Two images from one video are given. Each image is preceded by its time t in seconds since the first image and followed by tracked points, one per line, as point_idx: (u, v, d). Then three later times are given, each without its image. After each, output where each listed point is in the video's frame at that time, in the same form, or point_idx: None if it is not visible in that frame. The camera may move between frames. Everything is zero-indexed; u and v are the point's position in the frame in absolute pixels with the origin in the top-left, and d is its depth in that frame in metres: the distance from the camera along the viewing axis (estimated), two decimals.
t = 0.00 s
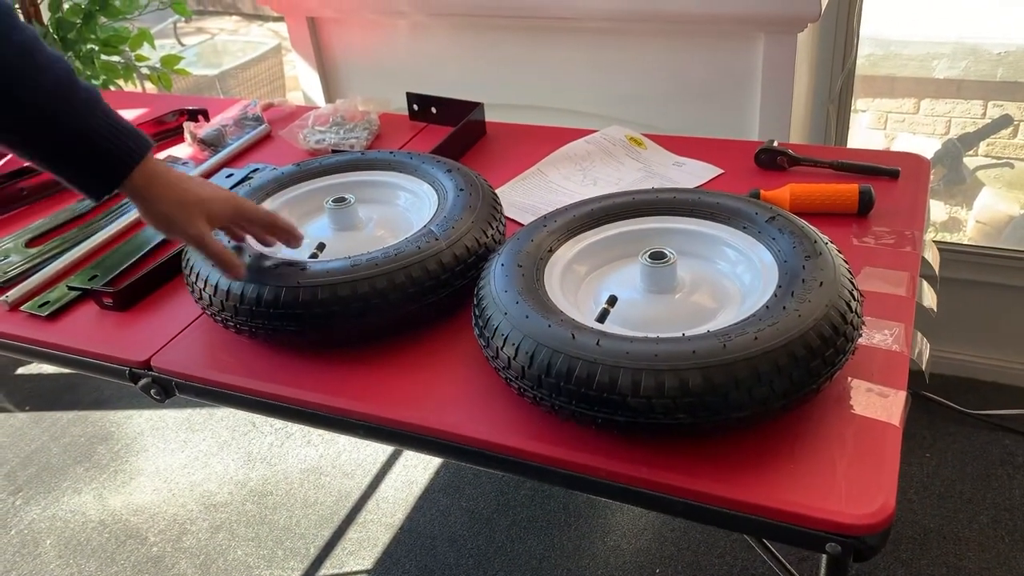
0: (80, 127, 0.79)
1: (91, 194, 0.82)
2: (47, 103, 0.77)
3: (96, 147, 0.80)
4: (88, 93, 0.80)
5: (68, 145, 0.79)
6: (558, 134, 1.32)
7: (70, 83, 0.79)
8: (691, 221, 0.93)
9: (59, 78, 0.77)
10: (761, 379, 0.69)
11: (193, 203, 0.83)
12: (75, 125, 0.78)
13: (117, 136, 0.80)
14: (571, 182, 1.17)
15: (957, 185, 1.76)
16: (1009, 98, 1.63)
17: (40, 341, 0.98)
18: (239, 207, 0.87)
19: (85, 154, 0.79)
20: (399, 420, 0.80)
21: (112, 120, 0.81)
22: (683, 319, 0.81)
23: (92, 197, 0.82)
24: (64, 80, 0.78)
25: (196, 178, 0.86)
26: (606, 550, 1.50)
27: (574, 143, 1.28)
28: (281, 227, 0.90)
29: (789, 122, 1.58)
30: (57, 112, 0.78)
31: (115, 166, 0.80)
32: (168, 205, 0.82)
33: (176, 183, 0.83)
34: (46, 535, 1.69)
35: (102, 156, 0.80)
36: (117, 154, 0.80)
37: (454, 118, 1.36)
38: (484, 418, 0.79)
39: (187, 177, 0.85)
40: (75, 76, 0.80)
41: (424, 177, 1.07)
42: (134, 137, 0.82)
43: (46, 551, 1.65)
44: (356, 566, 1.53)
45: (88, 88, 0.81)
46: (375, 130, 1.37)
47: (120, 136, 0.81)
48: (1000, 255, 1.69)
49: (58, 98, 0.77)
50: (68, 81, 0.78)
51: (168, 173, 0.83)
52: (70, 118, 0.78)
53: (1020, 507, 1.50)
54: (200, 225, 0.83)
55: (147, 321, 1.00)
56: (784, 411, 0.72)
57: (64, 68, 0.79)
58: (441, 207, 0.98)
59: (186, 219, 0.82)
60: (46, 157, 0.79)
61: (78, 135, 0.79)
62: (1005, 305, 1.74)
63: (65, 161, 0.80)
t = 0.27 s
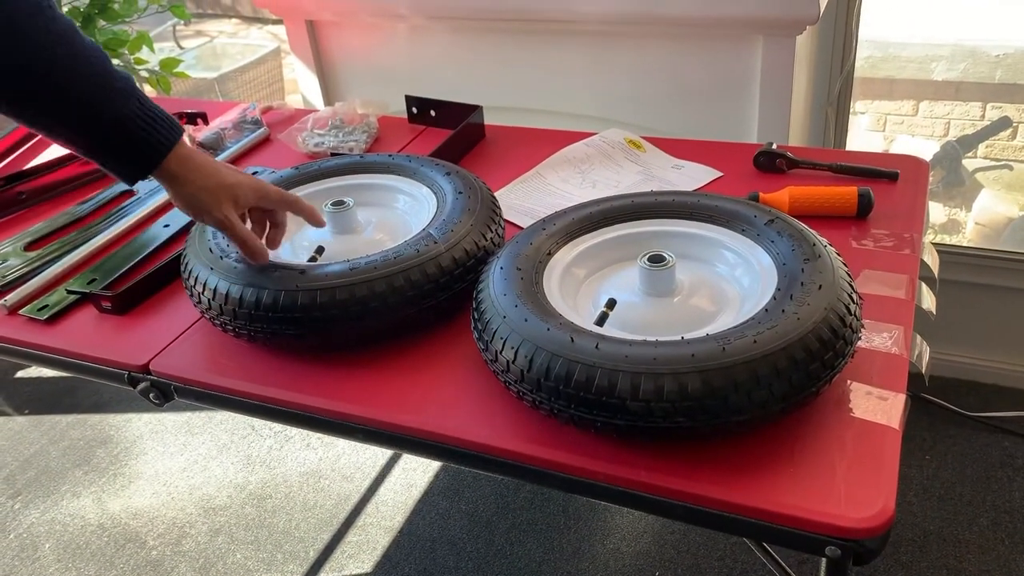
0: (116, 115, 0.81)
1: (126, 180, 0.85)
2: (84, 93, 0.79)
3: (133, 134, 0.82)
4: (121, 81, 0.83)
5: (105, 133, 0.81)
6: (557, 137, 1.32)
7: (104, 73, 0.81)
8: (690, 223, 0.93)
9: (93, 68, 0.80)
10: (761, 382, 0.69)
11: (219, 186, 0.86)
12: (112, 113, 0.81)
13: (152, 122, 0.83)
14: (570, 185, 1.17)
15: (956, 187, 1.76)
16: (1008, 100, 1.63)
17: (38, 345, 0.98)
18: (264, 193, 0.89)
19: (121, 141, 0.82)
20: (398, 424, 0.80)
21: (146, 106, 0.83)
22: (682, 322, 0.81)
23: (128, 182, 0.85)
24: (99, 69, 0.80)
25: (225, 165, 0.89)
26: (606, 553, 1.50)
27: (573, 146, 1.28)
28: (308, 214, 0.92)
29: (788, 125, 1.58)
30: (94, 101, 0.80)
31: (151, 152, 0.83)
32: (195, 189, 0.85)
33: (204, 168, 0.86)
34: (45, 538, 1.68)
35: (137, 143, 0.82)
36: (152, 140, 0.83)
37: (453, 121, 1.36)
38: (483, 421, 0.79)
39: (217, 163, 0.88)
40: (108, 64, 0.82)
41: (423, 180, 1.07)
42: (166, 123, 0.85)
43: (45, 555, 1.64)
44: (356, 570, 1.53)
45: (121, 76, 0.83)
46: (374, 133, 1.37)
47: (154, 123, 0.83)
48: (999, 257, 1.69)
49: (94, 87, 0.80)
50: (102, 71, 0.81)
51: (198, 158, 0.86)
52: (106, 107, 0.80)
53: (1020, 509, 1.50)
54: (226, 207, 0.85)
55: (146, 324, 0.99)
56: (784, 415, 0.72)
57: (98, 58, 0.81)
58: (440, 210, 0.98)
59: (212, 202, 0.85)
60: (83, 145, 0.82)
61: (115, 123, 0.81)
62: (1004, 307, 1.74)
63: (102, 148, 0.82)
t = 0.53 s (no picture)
0: (131, 117, 0.80)
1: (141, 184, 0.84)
2: (100, 96, 0.78)
3: (149, 138, 0.81)
4: (138, 84, 0.82)
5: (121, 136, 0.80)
6: (557, 138, 1.32)
7: (120, 76, 0.80)
8: (690, 225, 0.92)
9: (109, 71, 0.79)
10: (762, 384, 0.69)
11: (234, 201, 0.86)
12: (127, 116, 0.80)
13: (167, 126, 0.82)
14: (569, 186, 1.17)
15: (955, 189, 1.76)
16: (1007, 102, 1.63)
17: (36, 347, 0.98)
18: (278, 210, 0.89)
19: (138, 145, 0.81)
20: (398, 426, 0.80)
21: (162, 110, 0.82)
22: (682, 324, 0.81)
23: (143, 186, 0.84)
24: (115, 72, 0.80)
25: (241, 178, 0.89)
26: (606, 555, 1.50)
27: (573, 147, 1.28)
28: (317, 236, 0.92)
29: (787, 126, 1.58)
30: (109, 103, 0.79)
31: (166, 155, 0.82)
32: (208, 199, 0.85)
33: (221, 180, 0.86)
34: (44, 541, 1.68)
35: (152, 146, 0.82)
36: (168, 144, 0.82)
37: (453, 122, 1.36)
38: (484, 423, 0.78)
39: (234, 176, 0.88)
40: (125, 67, 0.81)
41: (422, 181, 1.06)
42: (183, 128, 0.84)
43: (43, 557, 1.64)
44: (355, 572, 1.53)
45: (138, 79, 0.82)
46: (373, 134, 1.37)
47: (170, 126, 0.82)
48: (999, 258, 1.69)
49: (109, 90, 0.79)
50: (118, 73, 0.80)
51: (216, 168, 0.86)
52: (122, 110, 0.80)
53: (1020, 511, 1.50)
54: (236, 222, 0.86)
55: (145, 326, 0.99)
56: (784, 417, 0.71)
57: (113, 61, 0.80)
58: (440, 212, 0.98)
59: (223, 215, 0.85)
60: (98, 148, 0.81)
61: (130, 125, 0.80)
62: (1004, 309, 1.74)
63: (117, 151, 0.81)
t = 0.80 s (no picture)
0: (126, 121, 0.80)
1: (135, 188, 0.84)
2: (95, 98, 0.78)
3: (143, 142, 0.81)
4: (135, 88, 0.82)
5: (115, 139, 0.80)
6: (557, 139, 1.32)
7: (117, 79, 0.80)
8: (691, 225, 0.92)
9: (105, 74, 0.79)
10: (763, 385, 0.69)
11: (228, 207, 0.86)
12: (122, 119, 0.80)
13: (163, 130, 0.82)
14: (570, 186, 1.17)
15: (955, 189, 1.76)
16: (1007, 102, 1.63)
17: (35, 347, 0.98)
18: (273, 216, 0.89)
19: (133, 150, 0.81)
20: (398, 426, 0.79)
21: (158, 113, 0.82)
22: (684, 324, 0.81)
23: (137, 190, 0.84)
24: (112, 75, 0.79)
25: (237, 183, 0.89)
26: (605, 556, 1.50)
27: (573, 147, 1.27)
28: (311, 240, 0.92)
29: (788, 125, 1.58)
30: (104, 106, 0.79)
31: (160, 160, 0.82)
32: (203, 206, 0.85)
33: (216, 186, 0.86)
34: (42, 541, 1.68)
35: (147, 150, 0.81)
36: (162, 148, 0.82)
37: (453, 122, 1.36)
38: (484, 424, 0.78)
39: (229, 181, 0.88)
40: (123, 71, 0.81)
41: (423, 181, 1.06)
42: (178, 133, 0.83)
43: (42, 558, 1.64)
44: (354, 573, 1.52)
45: (135, 83, 0.82)
46: (373, 134, 1.37)
47: (165, 130, 0.82)
48: (998, 258, 1.69)
49: (105, 93, 0.79)
50: (115, 76, 0.80)
51: (212, 173, 0.86)
52: (117, 114, 0.79)
53: (1020, 511, 1.50)
54: (230, 229, 0.86)
55: (145, 326, 0.99)
56: (785, 417, 0.71)
57: (111, 64, 0.80)
58: (440, 212, 0.98)
59: (217, 222, 0.85)
60: (93, 151, 0.81)
61: (125, 129, 0.80)
62: (1004, 309, 1.74)
63: (111, 155, 0.81)
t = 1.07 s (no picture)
0: (122, 122, 0.80)
1: (129, 190, 0.83)
2: (92, 99, 0.78)
3: (138, 144, 0.81)
4: (131, 89, 0.81)
5: (110, 140, 0.80)
6: (555, 138, 1.32)
7: (113, 81, 0.80)
8: (689, 225, 0.92)
9: (102, 75, 0.79)
10: (761, 386, 0.69)
11: (221, 210, 0.86)
12: (117, 119, 0.79)
13: (158, 132, 0.82)
14: (568, 186, 1.17)
15: (953, 189, 1.76)
16: (1005, 102, 1.63)
17: (32, 347, 0.97)
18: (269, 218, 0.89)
19: (128, 151, 0.80)
20: (396, 427, 0.79)
21: (154, 116, 0.82)
22: (682, 325, 0.81)
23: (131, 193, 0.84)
24: (108, 76, 0.79)
25: (231, 186, 0.89)
26: (603, 556, 1.50)
27: (571, 147, 1.27)
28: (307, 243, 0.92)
29: (786, 125, 1.58)
30: (100, 107, 0.78)
31: (155, 162, 0.82)
32: (196, 208, 0.85)
33: (210, 188, 0.86)
34: (39, 542, 1.67)
35: (142, 152, 0.81)
36: (157, 151, 0.82)
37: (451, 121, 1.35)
38: (482, 424, 0.78)
39: (223, 184, 0.88)
40: (119, 72, 0.81)
41: (421, 181, 1.06)
42: (173, 136, 0.83)
43: (39, 558, 1.63)
44: (352, 573, 1.52)
45: (131, 85, 0.82)
46: (371, 133, 1.37)
47: (161, 133, 0.82)
48: (996, 258, 1.69)
49: (101, 94, 0.78)
50: (112, 77, 0.80)
51: (205, 176, 0.86)
52: (113, 114, 0.79)
53: (1018, 511, 1.50)
54: (223, 232, 0.86)
55: (142, 326, 0.99)
56: (783, 418, 0.71)
57: (108, 65, 0.80)
58: (438, 211, 0.97)
59: (210, 225, 0.85)
60: (88, 152, 0.80)
61: (120, 130, 0.80)
62: (1001, 309, 1.74)
63: (105, 156, 0.80)
